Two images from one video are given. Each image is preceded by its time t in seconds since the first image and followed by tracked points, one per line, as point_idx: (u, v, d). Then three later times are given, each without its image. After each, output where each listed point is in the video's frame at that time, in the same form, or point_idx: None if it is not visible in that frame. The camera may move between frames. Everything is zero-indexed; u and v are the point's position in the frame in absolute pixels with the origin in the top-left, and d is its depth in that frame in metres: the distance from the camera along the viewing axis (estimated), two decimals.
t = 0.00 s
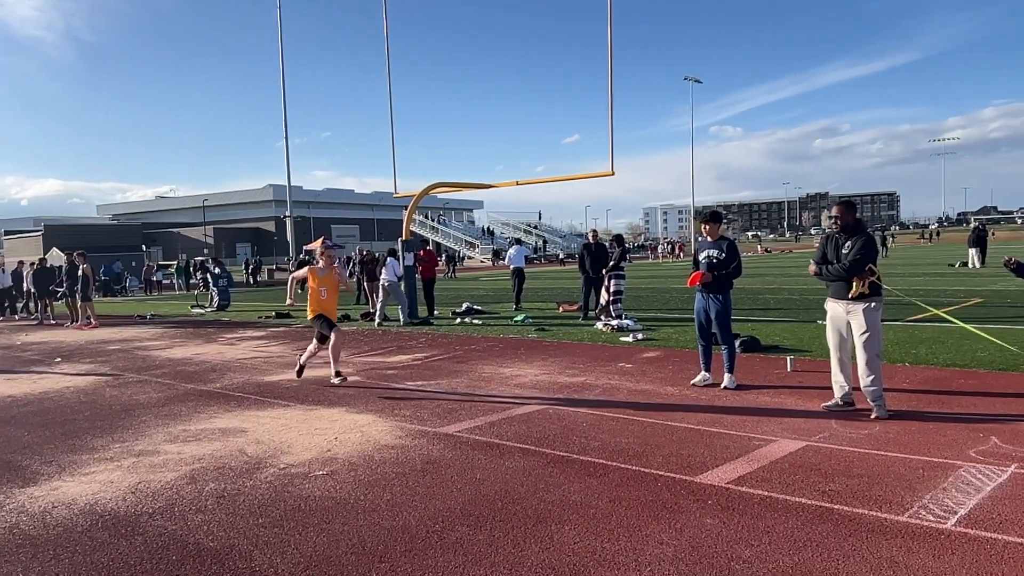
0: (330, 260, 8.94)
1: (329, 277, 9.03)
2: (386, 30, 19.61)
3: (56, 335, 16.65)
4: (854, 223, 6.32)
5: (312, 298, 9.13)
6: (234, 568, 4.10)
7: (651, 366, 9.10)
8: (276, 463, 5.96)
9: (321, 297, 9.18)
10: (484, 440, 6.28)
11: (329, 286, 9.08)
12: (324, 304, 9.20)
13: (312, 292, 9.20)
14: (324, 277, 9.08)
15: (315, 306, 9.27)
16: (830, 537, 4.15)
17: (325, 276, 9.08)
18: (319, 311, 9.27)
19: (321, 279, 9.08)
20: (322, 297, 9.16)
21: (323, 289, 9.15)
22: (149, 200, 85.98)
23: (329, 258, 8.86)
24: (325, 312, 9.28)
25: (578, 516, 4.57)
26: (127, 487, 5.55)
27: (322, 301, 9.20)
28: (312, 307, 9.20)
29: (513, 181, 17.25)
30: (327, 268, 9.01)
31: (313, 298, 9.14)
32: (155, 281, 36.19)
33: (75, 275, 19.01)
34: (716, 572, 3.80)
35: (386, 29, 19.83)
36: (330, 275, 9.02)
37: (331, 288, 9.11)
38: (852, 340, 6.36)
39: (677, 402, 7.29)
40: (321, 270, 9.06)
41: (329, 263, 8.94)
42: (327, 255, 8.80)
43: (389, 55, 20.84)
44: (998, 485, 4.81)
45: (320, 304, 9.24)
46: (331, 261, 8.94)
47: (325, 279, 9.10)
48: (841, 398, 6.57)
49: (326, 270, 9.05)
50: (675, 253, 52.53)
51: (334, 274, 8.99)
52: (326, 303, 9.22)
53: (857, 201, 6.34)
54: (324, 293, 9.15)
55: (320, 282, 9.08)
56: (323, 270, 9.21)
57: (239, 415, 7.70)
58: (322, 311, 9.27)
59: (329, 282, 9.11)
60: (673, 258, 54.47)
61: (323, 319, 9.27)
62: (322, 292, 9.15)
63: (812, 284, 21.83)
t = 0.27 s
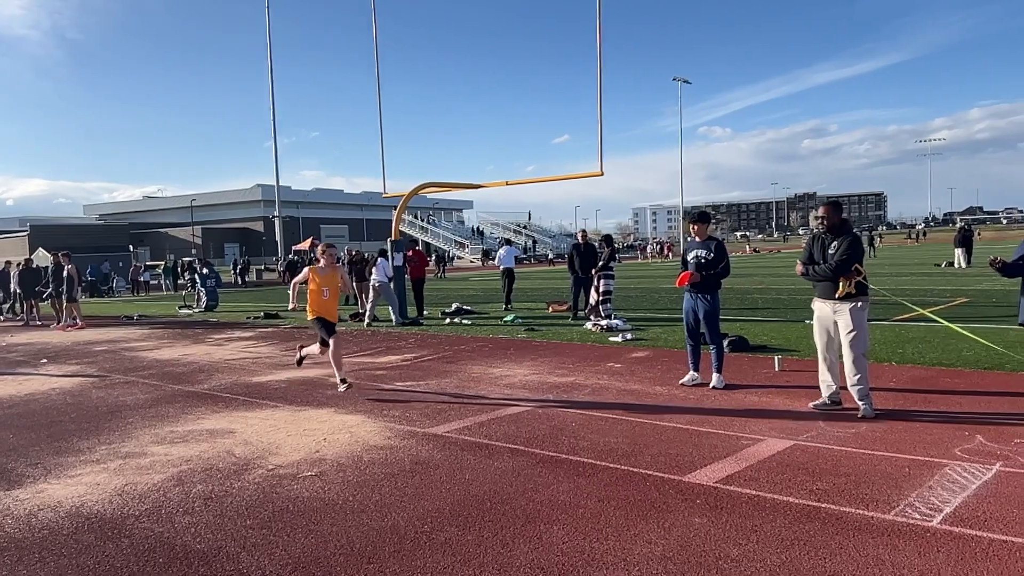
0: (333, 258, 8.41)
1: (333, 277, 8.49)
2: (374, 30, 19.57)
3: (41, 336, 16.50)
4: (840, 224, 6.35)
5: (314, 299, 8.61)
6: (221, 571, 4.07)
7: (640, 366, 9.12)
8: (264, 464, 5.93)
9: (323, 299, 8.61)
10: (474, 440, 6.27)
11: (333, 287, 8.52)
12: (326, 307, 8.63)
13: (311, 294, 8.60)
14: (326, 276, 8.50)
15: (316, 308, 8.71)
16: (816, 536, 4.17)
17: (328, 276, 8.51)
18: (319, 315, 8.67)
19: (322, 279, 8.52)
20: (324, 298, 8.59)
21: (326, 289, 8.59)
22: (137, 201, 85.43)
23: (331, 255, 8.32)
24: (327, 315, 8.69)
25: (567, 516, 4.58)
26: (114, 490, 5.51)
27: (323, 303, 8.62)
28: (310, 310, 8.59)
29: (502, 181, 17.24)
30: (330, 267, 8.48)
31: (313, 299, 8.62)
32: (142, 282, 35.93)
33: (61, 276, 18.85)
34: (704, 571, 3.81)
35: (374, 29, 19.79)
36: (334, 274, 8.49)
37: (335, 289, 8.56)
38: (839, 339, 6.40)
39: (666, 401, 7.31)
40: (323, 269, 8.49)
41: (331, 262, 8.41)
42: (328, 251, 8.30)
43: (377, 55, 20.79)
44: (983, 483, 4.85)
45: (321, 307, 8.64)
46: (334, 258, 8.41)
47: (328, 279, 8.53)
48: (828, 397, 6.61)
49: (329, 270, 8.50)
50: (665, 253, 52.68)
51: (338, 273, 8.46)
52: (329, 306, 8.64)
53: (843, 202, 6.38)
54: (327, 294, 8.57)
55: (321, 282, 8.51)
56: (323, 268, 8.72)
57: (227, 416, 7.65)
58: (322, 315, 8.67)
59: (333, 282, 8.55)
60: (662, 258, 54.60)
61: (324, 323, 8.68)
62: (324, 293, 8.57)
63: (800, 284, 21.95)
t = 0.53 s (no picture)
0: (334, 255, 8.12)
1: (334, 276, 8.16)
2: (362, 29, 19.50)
3: (26, 337, 16.34)
4: (825, 224, 6.40)
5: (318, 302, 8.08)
6: (207, 573, 4.05)
7: (628, 366, 9.14)
8: (251, 465, 5.90)
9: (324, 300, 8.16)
10: (462, 440, 6.27)
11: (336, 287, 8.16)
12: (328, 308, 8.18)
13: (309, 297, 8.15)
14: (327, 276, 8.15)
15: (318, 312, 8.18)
16: (803, 534, 4.20)
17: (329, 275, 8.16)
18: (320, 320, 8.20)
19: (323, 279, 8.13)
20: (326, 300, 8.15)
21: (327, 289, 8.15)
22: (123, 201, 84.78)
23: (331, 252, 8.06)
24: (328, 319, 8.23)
25: (555, 516, 4.58)
26: (99, 492, 5.46)
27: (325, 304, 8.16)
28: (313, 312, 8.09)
29: (491, 182, 17.26)
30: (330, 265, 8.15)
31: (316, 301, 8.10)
32: (128, 282, 35.66)
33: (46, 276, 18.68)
34: (691, 569, 3.83)
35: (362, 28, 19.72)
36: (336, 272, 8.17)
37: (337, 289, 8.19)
38: (825, 338, 6.44)
39: (654, 401, 7.34)
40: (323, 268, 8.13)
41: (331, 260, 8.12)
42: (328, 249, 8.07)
43: (365, 55, 20.71)
44: (967, 481, 4.89)
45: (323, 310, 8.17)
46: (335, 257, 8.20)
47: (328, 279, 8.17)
48: (815, 396, 6.66)
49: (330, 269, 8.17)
50: (653, 253, 52.86)
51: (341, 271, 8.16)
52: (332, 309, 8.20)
53: (829, 202, 6.42)
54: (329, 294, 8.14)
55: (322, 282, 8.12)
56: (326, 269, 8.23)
57: (214, 417, 7.61)
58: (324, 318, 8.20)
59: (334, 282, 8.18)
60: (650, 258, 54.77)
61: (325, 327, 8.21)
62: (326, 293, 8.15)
63: (787, 284, 22.09)
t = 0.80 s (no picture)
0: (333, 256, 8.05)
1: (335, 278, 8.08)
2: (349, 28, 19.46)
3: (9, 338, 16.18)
4: (811, 224, 6.43)
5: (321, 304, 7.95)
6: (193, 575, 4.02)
7: (616, 365, 9.16)
8: (238, 467, 5.87)
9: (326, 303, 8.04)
10: (450, 441, 6.26)
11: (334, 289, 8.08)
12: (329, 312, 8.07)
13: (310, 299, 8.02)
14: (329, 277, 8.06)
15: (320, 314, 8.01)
16: (789, 533, 4.22)
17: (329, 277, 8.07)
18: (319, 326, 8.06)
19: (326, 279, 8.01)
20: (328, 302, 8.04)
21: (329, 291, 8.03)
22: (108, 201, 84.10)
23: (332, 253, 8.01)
24: (328, 322, 8.06)
25: (543, 516, 4.59)
26: (84, 494, 5.42)
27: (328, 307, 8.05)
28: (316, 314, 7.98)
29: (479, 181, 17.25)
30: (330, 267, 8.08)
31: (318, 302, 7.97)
32: (114, 283, 35.38)
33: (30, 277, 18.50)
34: (678, 568, 3.84)
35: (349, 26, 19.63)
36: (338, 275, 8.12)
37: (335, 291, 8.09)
38: (811, 338, 6.48)
39: (642, 401, 7.36)
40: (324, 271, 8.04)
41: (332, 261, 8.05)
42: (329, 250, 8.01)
43: (353, 55, 20.72)
44: (951, 479, 4.94)
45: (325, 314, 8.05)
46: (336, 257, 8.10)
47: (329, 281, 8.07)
48: (801, 395, 6.70)
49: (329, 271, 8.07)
50: (641, 253, 52.97)
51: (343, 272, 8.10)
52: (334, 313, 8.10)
53: (814, 202, 6.46)
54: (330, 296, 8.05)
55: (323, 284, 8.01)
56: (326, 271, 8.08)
57: (200, 418, 7.56)
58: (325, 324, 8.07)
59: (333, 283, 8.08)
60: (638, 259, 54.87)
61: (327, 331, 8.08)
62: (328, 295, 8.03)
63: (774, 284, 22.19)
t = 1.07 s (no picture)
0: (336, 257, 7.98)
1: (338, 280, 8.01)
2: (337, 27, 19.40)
3: None
4: (796, 224, 6.47)
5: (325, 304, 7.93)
6: None
7: (604, 365, 9.18)
8: (225, 468, 5.84)
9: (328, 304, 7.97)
10: (438, 441, 6.25)
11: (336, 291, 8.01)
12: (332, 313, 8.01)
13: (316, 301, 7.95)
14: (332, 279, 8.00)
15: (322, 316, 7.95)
16: (776, 531, 4.24)
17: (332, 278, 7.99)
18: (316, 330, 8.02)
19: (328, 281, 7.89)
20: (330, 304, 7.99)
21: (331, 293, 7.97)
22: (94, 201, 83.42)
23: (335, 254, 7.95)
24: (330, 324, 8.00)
25: (530, 516, 4.59)
26: (69, 497, 5.37)
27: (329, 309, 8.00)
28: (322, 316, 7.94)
29: (468, 181, 17.24)
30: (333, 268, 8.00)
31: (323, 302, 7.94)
32: (100, 283, 35.09)
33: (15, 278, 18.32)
34: (665, 567, 3.85)
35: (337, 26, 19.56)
36: (341, 276, 8.07)
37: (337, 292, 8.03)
38: (797, 337, 6.52)
39: (630, 400, 7.37)
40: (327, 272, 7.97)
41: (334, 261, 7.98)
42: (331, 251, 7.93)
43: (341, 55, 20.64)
44: (936, 477, 4.98)
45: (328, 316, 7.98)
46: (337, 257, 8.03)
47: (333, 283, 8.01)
48: (788, 394, 6.74)
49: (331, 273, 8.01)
50: (629, 253, 53.07)
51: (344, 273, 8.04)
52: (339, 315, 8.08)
53: (800, 203, 6.49)
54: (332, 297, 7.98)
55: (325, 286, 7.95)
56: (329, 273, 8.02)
57: (187, 420, 7.52)
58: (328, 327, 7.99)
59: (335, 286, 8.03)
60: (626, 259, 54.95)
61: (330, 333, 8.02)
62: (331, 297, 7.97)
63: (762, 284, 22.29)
